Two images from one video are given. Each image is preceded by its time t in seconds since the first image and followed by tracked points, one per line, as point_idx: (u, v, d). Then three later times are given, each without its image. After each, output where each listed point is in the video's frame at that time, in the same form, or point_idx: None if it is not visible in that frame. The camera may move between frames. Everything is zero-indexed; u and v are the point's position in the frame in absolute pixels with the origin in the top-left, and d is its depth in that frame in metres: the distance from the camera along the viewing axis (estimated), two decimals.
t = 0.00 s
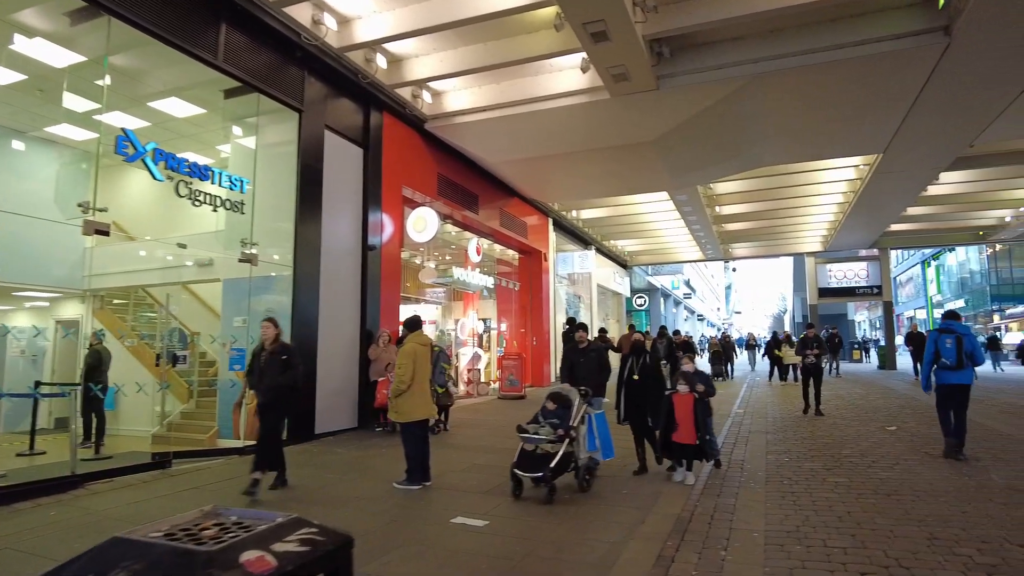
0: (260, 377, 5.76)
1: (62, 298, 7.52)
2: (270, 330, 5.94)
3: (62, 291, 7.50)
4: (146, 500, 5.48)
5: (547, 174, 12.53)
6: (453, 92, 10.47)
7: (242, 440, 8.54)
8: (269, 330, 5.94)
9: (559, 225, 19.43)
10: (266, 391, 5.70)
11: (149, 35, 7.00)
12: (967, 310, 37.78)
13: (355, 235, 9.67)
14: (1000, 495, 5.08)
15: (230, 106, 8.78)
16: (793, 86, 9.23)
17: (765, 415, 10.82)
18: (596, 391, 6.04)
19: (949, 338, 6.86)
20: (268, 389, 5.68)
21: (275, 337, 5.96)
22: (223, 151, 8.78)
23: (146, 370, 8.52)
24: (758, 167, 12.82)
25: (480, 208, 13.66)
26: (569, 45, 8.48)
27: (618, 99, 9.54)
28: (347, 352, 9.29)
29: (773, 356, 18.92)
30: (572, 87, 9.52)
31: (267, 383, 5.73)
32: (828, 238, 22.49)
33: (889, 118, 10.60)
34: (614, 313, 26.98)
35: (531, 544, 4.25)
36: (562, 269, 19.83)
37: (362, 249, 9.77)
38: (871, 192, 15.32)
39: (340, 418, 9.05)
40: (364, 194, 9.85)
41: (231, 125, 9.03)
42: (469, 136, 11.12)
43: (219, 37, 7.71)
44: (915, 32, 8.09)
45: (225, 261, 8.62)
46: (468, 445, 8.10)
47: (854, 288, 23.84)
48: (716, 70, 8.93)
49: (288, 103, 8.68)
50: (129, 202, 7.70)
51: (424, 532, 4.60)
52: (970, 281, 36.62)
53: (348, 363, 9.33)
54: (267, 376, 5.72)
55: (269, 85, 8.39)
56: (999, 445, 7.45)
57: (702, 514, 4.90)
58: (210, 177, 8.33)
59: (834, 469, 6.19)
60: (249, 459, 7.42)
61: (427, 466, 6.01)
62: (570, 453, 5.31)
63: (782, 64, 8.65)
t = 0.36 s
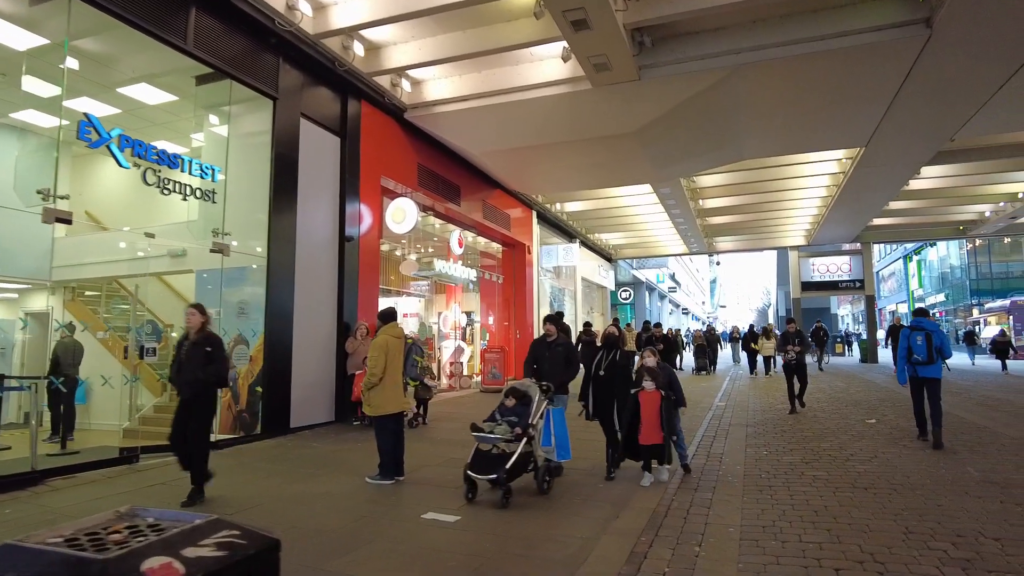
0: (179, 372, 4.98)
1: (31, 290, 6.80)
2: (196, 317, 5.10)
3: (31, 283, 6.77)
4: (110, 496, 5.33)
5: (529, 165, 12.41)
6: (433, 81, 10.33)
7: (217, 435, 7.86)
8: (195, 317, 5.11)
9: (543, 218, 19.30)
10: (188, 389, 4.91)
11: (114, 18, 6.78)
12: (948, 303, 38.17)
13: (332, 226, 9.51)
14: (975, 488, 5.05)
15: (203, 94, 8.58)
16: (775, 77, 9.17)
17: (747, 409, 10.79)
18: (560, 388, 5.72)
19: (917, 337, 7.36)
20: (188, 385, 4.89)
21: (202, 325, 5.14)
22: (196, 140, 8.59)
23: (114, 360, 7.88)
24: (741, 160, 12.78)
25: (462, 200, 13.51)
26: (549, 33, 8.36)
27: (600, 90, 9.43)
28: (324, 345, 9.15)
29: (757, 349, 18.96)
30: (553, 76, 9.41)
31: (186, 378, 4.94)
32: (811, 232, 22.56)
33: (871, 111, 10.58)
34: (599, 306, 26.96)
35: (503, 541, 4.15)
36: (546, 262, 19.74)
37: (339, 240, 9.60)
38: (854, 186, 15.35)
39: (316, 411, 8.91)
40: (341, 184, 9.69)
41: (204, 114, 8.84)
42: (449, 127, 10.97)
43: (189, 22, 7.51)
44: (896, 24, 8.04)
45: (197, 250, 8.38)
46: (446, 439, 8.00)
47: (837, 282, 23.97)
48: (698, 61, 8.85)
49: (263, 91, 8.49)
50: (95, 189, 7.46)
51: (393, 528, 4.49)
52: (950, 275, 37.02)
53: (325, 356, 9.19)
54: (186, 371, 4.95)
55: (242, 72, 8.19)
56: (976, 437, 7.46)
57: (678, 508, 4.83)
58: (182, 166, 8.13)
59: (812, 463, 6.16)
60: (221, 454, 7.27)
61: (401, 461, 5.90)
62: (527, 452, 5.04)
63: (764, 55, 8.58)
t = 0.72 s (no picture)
0: (82, 376, 4.31)
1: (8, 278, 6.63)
2: (99, 312, 4.41)
3: (8, 270, 6.58)
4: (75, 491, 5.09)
5: (520, 153, 12.19)
6: (421, 65, 10.12)
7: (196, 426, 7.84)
8: (98, 311, 4.43)
9: (534, 207, 19.07)
10: (95, 394, 4.25)
11: None
12: (939, 295, 38.23)
13: (316, 213, 9.28)
14: (972, 483, 4.91)
15: (182, 76, 8.31)
16: (771, 63, 8.96)
17: (739, 401, 10.64)
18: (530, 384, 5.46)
19: (904, 325, 7.53)
20: (95, 389, 4.24)
21: (108, 320, 4.47)
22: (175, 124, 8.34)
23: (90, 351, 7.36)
24: (734, 149, 12.60)
25: (451, 188, 13.28)
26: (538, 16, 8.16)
27: (591, 75, 9.21)
28: (308, 335, 8.94)
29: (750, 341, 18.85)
30: (543, 61, 9.19)
31: (92, 380, 4.29)
32: (804, 223, 22.44)
33: (867, 98, 10.41)
34: (591, 297, 26.80)
35: (485, 539, 3.97)
36: (538, 252, 19.53)
37: (324, 228, 9.38)
38: (848, 176, 15.20)
39: (300, 403, 8.72)
40: (326, 170, 9.46)
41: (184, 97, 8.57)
42: (437, 112, 10.74)
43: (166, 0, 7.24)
44: (895, 9, 7.85)
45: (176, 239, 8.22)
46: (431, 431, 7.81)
47: (830, 274, 23.87)
48: (691, 46, 8.63)
49: (244, 73, 8.23)
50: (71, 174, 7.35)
51: (371, 526, 4.30)
52: (942, 267, 37.10)
53: (309, 346, 8.99)
54: (91, 371, 4.29)
55: (221, 53, 7.92)
56: (970, 431, 7.34)
57: (667, 505, 4.67)
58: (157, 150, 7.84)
59: (805, 457, 6.01)
60: (199, 447, 7.07)
61: (383, 454, 5.71)
62: (490, 456, 4.64)
63: (759, 39, 8.37)
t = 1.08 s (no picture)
0: None
1: None
2: None
3: None
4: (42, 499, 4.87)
5: (511, 150, 12.00)
6: (410, 60, 9.93)
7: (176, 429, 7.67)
8: None
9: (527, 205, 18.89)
10: None
11: None
12: (932, 295, 38.29)
13: (302, 210, 9.07)
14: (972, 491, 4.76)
15: (162, 69, 8.10)
16: (767, 59, 8.80)
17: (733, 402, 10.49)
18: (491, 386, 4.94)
19: (903, 321, 7.37)
20: None
21: None
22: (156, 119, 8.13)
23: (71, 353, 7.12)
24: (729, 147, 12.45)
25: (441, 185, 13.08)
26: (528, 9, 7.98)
27: (583, 70, 9.04)
28: (292, 335, 8.74)
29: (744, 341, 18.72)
30: (535, 55, 9.01)
31: None
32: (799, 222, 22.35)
33: (863, 95, 10.27)
34: (585, 296, 26.67)
35: (466, 553, 3.79)
36: (531, 250, 19.36)
37: (309, 225, 9.17)
38: (843, 175, 15.07)
39: (284, 404, 8.54)
40: (311, 166, 9.25)
41: (165, 91, 8.35)
42: (427, 108, 10.54)
43: None
44: (893, 4, 7.70)
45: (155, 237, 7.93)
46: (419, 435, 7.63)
47: (824, 273, 23.76)
48: (685, 40, 8.46)
49: (227, 67, 8.00)
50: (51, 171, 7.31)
51: (348, 537, 4.12)
52: (935, 266, 37.19)
53: (293, 346, 8.79)
54: None
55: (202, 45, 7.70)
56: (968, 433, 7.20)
57: (657, 515, 4.50)
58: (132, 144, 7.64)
59: (800, 462, 5.85)
60: (177, 451, 6.87)
61: (364, 461, 5.53)
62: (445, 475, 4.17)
63: (754, 34, 8.20)
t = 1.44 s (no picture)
0: None
1: None
2: None
3: None
4: None
5: (498, 146, 11.81)
6: (394, 54, 9.78)
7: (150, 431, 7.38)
8: None
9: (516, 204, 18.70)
10: None
11: None
12: (924, 294, 38.36)
13: (281, 207, 8.87)
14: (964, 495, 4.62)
15: (135, 61, 7.87)
16: (756, 53, 8.66)
17: (723, 402, 10.35)
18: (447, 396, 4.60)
19: (888, 324, 7.25)
20: None
21: None
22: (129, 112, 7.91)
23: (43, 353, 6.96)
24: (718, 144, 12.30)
25: (428, 183, 12.89)
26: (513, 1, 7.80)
27: (570, 64, 8.87)
28: (271, 334, 8.54)
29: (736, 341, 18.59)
30: (520, 50, 8.86)
31: None
32: (790, 221, 22.27)
33: (854, 91, 10.14)
34: (576, 295, 26.50)
35: (436, 562, 3.61)
36: (521, 250, 19.18)
37: (289, 222, 8.96)
38: (834, 173, 14.95)
39: (263, 405, 8.34)
40: (292, 162, 9.04)
41: (138, 84, 8.13)
42: (412, 104, 10.36)
43: None
44: None
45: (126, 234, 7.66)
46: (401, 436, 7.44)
47: (816, 272, 23.67)
48: (673, 35, 8.31)
49: (203, 60, 7.77)
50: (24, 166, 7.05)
51: (314, 546, 3.93)
52: (927, 266, 37.24)
53: (273, 346, 8.58)
54: None
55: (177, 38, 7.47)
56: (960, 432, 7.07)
57: (638, 521, 4.32)
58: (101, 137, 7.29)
59: (788, 464, 5.70)
60: (149, 454, 6.66)
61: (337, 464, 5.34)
62: (380, 492, 3.75)
63: (743, 27, 8.06)
